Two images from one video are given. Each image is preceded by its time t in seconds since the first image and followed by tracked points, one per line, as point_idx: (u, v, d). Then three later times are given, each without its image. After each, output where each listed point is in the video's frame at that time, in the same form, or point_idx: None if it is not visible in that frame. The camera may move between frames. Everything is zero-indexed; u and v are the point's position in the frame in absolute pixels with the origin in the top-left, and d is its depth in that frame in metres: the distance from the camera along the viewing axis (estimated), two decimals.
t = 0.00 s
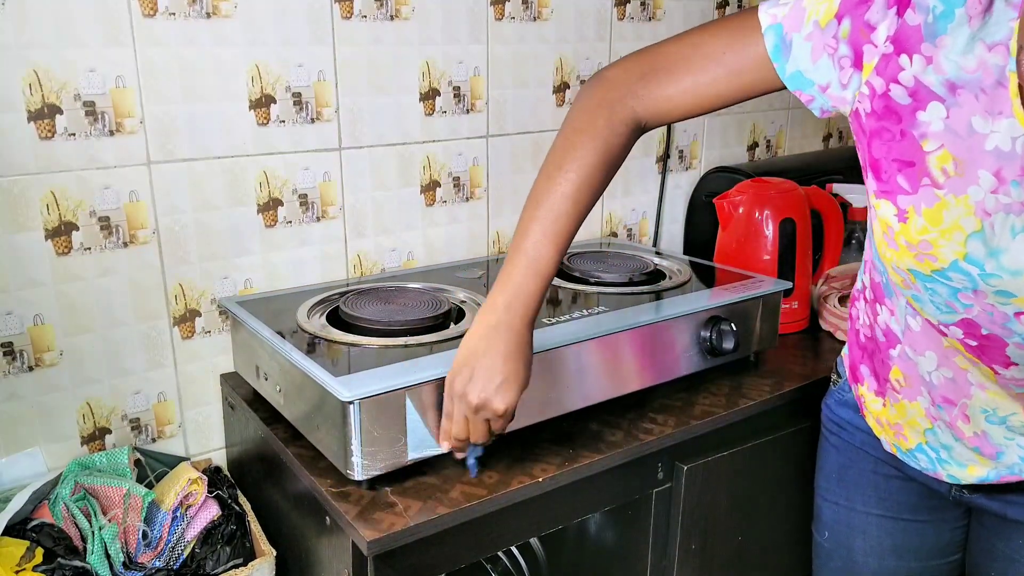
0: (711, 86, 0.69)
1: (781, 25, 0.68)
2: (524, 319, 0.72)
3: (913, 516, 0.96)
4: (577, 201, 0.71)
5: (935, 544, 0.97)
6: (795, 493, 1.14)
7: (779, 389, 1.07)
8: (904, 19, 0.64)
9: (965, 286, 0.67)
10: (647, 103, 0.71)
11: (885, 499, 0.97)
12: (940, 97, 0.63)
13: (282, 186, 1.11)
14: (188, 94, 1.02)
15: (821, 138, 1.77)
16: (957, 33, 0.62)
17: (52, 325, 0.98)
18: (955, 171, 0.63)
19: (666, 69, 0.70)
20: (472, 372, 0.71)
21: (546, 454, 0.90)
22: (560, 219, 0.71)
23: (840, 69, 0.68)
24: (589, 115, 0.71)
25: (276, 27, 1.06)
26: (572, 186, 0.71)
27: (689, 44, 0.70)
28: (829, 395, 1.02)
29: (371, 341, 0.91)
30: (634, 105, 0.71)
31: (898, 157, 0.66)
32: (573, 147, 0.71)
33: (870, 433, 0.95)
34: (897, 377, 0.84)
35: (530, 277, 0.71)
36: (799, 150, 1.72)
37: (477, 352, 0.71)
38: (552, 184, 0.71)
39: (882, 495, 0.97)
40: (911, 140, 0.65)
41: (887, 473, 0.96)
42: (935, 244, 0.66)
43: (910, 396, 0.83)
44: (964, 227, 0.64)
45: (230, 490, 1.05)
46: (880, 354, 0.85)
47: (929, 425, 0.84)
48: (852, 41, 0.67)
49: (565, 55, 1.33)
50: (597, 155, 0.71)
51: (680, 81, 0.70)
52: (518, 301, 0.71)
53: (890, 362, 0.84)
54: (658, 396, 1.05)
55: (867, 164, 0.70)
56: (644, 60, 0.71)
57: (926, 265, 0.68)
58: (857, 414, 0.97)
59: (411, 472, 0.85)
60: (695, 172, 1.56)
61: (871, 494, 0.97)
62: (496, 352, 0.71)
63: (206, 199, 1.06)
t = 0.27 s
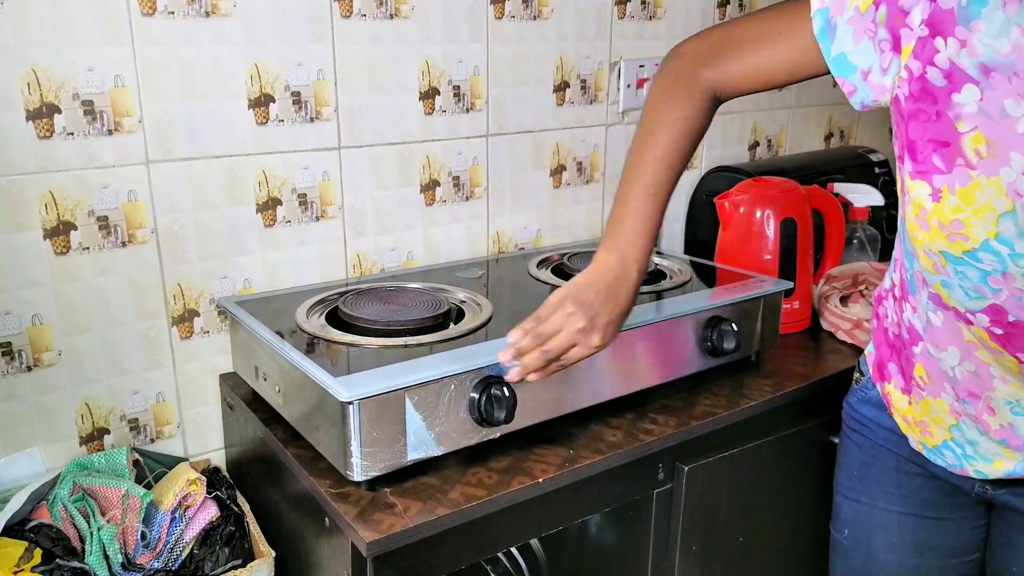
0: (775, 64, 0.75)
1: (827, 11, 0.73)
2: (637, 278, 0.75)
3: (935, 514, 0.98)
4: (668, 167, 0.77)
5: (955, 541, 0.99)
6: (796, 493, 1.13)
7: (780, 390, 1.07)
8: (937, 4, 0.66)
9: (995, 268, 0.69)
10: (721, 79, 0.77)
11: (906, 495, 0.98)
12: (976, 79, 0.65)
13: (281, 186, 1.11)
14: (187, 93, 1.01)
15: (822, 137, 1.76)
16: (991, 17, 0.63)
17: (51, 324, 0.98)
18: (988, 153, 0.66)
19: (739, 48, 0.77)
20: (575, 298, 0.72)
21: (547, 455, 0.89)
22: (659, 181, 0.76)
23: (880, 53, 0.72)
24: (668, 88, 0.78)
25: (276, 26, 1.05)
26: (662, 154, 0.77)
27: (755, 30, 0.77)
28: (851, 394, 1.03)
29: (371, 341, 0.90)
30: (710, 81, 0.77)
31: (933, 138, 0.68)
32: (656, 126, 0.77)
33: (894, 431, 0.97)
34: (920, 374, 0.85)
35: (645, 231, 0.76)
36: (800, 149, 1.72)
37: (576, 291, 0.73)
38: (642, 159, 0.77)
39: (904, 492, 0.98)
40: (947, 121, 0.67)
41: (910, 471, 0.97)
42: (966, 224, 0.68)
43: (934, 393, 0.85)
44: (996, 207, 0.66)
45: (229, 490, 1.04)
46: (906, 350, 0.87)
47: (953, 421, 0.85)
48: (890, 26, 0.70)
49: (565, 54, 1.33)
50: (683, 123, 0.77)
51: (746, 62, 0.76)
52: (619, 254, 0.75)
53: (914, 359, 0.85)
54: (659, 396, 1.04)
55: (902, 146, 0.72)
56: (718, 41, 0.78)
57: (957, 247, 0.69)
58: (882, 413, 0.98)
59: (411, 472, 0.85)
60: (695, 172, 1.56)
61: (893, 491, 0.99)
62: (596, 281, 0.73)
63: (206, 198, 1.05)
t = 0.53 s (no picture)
0: (769, 112, 0.75)
1: (835, 44, 0.73)
2: (620, 347, 0.81)
3: (951, 507, 0.98)
4: (657, 233, 0.79)
5: (973, 535, 0.99)
6: (796, 492, 1.14)
7: (779, 390, 1.07)
8: (950, 19, 0.68)
9: (1012, 262, 0.70)
10: (715, 130, 0.77)
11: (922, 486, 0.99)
12: (989, 88, 0.67)
13: (282, 185, 1.11)
14: (188, 93, 1.02)
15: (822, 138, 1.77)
16: (999, 29, 0.66)
17: (51, 324, 0.98)
18: (1003, 155, 0.67)
19: (736, 96, 0.76)
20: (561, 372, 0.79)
21: (547, 454, 0.90)
22: (646, 235, 0.79)
23: (897, 75, 0.72)
24: (666, 138, 0.78)
25: (276, 26, 1.06)
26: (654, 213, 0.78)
27: (753, 73, 0.75)
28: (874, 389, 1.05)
29: (371, 341, 0.90)
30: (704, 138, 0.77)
31: (952, 146, 0.70)
32: (643, 188, 0.79)
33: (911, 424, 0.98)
34: (940, 372, 0.86)
35: (640, 283, 0.80)
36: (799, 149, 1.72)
37: (556, 362, 0.79)
38: (634, 212, 0.79)
39: (921, 485, 0.99)
40: (966, 129, 0.69)
41: (928, 464, 0.98)
42: (980, 222, 0.69)
43: (953, 391, 0.85)
44: (1009, 205, 0.68)
45: (229, 490, 1.04)
46: (928, 348, 0.87)
47: (972, 418, 0.85)
48: (905, 49, 0.71)
49: (565, 55, 1.33)
50: (679, 184, 0.78)
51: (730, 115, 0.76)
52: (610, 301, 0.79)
53: (935, 358, 0.86)
54: (659, 396, 1.05)
55: (919, 156, 0.74)
56: (711, 92, 0.77)
57: (973, 244, 0.71)
58: (901, 406, 0.99)
59: (411, 472, 0.85)
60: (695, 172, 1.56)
61: (910, 483, 1.00)
62: (575, 357, 0.79)
63: (206, 198, 1.06)
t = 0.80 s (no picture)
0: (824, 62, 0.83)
1: (874, 11, 0.78)
2: (731, 288, 0.94)
3: (966, 506, 0.99)
4: (748, 170, 0.91)
5: (988, 536, 1.00)
6: (796, 492, 1.14)
7: (780, 389, 1.07)
8: None
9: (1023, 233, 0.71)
10: (779, 78, 0.87)
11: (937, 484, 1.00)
12: (1010, 61, 0.69)
13: (282, 186, 1.11)
14: (188, 93, 1.02)
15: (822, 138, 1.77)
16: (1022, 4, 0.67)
17: (52, 324, 0.98)
18: (1021, 128, 0.69)
19: (794, 52, 0.85)
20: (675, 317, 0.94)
21: (547, 454, 0.90)
22: (743, 182, 0.91)
23: (923, 45, 0.76)
24: (739, 90, 0.90)
25: (276, 26, 1.06)
26: (744, 133, 0.90)
27: (809, 33, 0.84)
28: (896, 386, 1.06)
29: (371, 341, 0.90)
30: (772, 82, 0.87)
31: (970, 117, 0.72)
32: (737, 116, 0.90)
33: (931, 420, 0.98)
34: (960, 357, 0.85)
35: (735, 212, 0.92)
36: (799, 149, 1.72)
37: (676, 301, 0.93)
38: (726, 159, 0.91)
39: (936, 482, 1.00)
40: (984, 100, 0.71)
41: (946, 462, 0.99)
42: (995, 191, 0.71)
43: (971, 375, 0.85)
44: None
45: (229, 489, 1.04)
46: (947, 335, 0.87)
47: (990, 403, 0.85)
48: (931, 19, 0.75)
49: (565, 55, 1.33)
50: (753, 124, 0.90)
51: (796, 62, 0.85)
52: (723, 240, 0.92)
53: (954, 342, 0.86)
54: (659, 396, 1.04)
55: (941, 126, 0.76)
56: (782, 41, 0.87)
57: (986, 213, 0.72)
58: (920, 404, 1.00)
59: (411, 472, 0.85)
60: (695, 172, 1.56)
61: (926, 480, 1.01)
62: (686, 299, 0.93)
63: (206, 198, 1.06)
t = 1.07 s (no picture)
0: (886, 66, 0.87)
1: (918, 15, 0.83)
2: (774, 265, 0.95)
3: (990, 511, 1.04)
4: (801, 162, 0.93)
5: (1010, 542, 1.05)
6: (796, 492, 1.14)
7: (780, 389, 1.07)
8: None
9: None
10: (832, 86, 0.91)
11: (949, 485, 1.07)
12: None
13: (282, 185, 1.11)
14: (188, 93, 1.01)
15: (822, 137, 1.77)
16: None
17: (52, 324, 0.98)
18: None
19: (855, 55, 0.89)
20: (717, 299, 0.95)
21: (547, 454, 0.90)
22: (797, 172, 0.93)
23: (963, 42, 0.80)
24: (794, 101, 0.93)
25: (276, 26, 1.06)
26: (790, 160, 0.93)
27: (886, 29, 0.87)
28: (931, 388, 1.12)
29: (371, 341, 0.90)
30: (826, 89, 0.91)
31: (1007, 105, 0.72)
32: (773, 167, 0.94)
33: (955, 422, 1.05)
34: (987, 351, 0.85)
35: (783, 206, 0.94)
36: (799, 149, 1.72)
37: (720, 281, 0.95)
38: (778, 162, 0.93)
39: (959, 483, 1.06)
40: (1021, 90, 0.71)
41: (969, 463, 1.05)
42: None
43: (995, 370, 0.85)
44: None
45: (229, 489, 1.04)
46: (978, 329, 0.87)
47: (1013, 400, 0.85)
48: (970, 17, 0.78)
49: (565, 55, 1.33)
50: (806, 135, 0.92)
51: (850, 74, 0.90)
52: (767, 214, 0.94)
53: (983, 336, 0.86)
54: (659, 396, 1.04)
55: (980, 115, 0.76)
56: (829, 57, 0.92)
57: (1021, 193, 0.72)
58: (949, 404, 1.06)
59: (411, 472, 0.85)
60: (695, 172, 1.56)
61: (951, 484, 1.07)
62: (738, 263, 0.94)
63: (206, 198, 1.06)
